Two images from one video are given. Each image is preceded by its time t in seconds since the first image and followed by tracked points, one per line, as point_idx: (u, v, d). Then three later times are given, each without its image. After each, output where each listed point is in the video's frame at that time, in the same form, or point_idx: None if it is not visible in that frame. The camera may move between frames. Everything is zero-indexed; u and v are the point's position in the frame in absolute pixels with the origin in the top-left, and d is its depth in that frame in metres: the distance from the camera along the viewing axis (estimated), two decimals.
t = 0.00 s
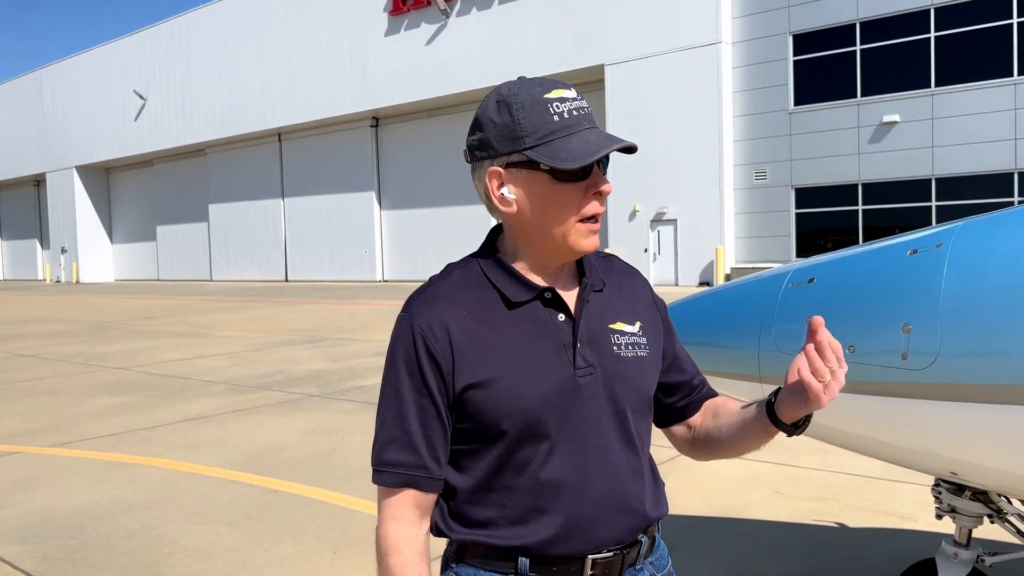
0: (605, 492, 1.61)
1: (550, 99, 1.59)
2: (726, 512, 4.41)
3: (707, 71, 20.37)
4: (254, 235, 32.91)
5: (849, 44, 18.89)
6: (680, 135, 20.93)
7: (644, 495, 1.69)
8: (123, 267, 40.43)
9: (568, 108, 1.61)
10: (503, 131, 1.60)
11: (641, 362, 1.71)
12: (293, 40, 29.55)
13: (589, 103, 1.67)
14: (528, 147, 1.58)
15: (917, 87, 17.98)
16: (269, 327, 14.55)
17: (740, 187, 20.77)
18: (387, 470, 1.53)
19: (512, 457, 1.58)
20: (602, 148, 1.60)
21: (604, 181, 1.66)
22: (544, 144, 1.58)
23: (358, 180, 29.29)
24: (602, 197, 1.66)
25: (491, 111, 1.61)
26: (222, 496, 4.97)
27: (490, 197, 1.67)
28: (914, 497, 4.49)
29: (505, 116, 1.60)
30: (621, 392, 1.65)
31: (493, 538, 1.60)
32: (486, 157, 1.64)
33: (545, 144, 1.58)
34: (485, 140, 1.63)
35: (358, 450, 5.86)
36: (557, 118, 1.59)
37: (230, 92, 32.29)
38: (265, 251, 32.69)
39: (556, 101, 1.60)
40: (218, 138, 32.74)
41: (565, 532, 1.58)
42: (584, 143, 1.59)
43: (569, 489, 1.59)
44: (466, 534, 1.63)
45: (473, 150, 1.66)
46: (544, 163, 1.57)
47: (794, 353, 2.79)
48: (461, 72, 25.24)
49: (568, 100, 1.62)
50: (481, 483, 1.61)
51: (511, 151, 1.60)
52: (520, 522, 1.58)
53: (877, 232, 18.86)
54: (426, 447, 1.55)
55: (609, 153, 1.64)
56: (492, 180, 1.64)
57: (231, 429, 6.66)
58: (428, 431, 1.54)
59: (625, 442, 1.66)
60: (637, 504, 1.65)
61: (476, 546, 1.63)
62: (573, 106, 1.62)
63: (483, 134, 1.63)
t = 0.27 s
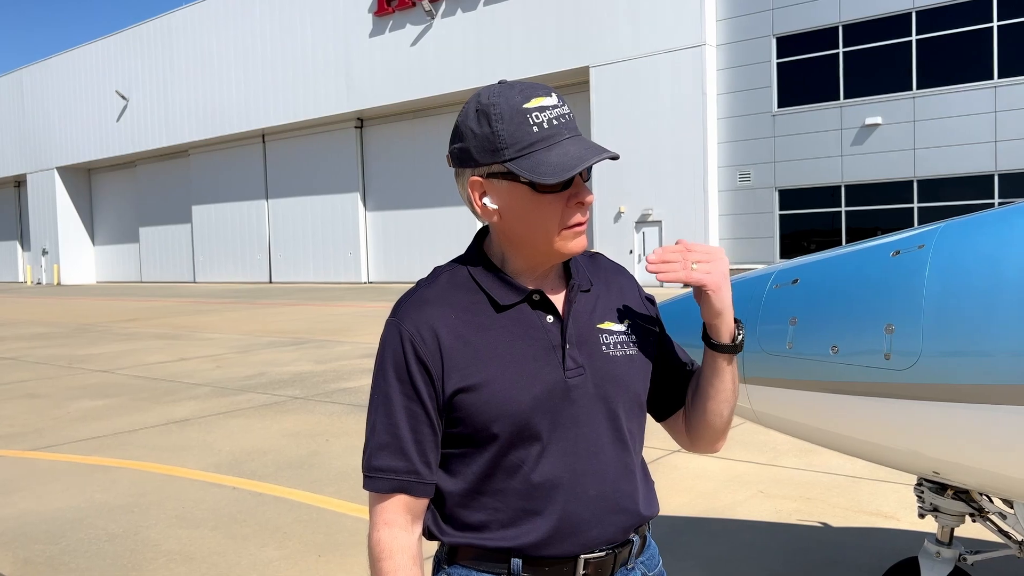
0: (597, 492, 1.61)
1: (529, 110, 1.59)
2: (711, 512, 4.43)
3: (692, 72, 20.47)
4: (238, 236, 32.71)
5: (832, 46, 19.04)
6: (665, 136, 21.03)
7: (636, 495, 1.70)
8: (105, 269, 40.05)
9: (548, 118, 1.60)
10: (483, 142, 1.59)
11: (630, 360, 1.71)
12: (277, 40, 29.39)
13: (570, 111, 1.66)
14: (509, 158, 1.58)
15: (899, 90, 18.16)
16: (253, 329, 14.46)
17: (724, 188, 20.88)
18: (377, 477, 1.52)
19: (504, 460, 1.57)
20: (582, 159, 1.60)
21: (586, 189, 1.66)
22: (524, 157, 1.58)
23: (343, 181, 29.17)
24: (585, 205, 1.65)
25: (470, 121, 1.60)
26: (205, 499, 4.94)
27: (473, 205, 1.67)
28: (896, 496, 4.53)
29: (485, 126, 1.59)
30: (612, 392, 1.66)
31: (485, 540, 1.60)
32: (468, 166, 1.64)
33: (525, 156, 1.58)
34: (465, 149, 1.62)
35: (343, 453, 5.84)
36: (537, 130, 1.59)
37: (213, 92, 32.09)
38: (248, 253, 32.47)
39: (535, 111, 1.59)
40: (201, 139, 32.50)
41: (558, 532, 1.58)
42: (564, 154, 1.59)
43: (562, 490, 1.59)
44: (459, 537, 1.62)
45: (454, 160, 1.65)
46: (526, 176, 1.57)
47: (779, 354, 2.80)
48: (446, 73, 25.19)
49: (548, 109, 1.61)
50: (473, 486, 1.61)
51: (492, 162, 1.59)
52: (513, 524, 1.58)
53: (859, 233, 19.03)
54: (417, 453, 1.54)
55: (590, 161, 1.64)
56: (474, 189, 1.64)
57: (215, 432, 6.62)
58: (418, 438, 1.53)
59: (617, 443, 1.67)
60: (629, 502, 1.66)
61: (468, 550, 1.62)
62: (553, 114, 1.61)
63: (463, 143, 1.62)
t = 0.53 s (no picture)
0: (593, 493, 1.62)
1: (496, 105, 1.58)
2: (702, 512, 4.45)
3: (682, 73, 20.53)
4: (227, 236, 32.58)
5: (821, 47, 19.12)
6: (655, 137, 21.09)
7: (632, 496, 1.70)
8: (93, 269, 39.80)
9: (517, 112, 1.59)
10: (456, 143, 1.62)
11: (624, 361, 1.71)
12: (267, 39, 29.29)
13: (546, 105, 1.63)
14: (478, 155, 1.58)
15: (888, 91, 18.28)
16: (243, 330, 14.39)
17: (714, 189, 20.95)
18: (361, 475, 1.52)
19: (498, 460, 1.58)
20: (542, 148, 1.57)
21: (559, 183, 1.62)
22: (490, 153, 1.57)
23: (334, 181, 29.10)
24: (557, 199, 1.61)
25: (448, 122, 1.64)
26: (195, 500, 4.92)
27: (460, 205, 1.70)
28: (885, 495, 4.57)
29: (457, 127, 1.62)
30: (607, 393, 1.66)
31: (478, 540, 1.60)
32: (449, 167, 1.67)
33: (492, 152, 1.58)
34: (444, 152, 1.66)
35: (334, 454, 5.82)
36: (503, 126, 1.58)
37: (202, 92, 31.93)
38: (238, 253, 32.33)
39: (503, 107, 1.59)
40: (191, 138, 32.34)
41: (553, 535, 1.58)
42: (527, 147, 1.57)
43: (556, 490, 1.59)
44: (453, 537, 1.62)
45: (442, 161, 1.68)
46: (489, 171, 1.57)
47: (770, 354, 2.81)
48: (436, 73, 25.15)
49: (516, 104, 1.59)
50: (467, 487, 1.60)
51: (465, 161, 1.61)
52: (507, 525, 1.59)
53: (848, 233, 19.13)
54: (404, 453, 1.54)
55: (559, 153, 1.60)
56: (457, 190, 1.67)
57: (205, 433, 6.59)
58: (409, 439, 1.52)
59: (612, 444, 1.67)
60: (623, 502, 1.66)
61: (461, 550, 1.63)
62: (522, 109, 1.60)
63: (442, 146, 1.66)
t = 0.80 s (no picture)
0: (590, 492, 1.61)
1: (469, 103, 1.64)
2: (702, 512, 4.45)
3: (682, 73, 20.53)
4: (227, 236, 32.52)
5: (821, 48, 19.12)
6: (655, 137, 21.09)
7: (632, 495, 1.68)
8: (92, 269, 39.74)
9: (487, 109, 1.63)
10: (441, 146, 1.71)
11: (622, 358, 1.70)
12: (266, 39, 29.27)
13: (520, 98, 1.64)
14: (455, 150, 1.64)
15: (888, 91, 18.28)
16: (242, 330, 14.38)
17: (714, 188, 20.94)
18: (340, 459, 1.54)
19: (494, 458, 1.58)
20: (498, 139, 1.60)
21: (526, 175, 1.63)
22: (463, 148, 1.63)
23: (333, 181, 29.08)
24: (522, 190, 1.62)
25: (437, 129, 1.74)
26: (196, 500, 4.92)
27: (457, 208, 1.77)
28: (885, 495, 4.57)
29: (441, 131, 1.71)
30: (604, 391, 1.65)
31: (474, 538, 1.61)
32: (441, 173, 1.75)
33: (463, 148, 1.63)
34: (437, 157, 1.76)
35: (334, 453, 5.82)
36: (474, 122, 1.64)
37: (202, 92, 31.91)
38: (237, 253, 32.28)
39: (475, 103, 1.64)
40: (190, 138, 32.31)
41: (549, 533, 1.57)
42: (490, 139, 1.60)
43: (551, 488, 1.58)
44: (452, 535, 1.62)
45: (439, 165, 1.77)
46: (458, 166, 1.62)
47: (769, 353, 2.82)
48: (436, 73, 25.13)
49: (488, 100, 1.64)
50: (465, 485, 1.61)
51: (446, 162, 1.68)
52: (503, 523, 1.59)
53: (848, 233, 19.13)
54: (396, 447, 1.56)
55: (526, 144, 1.62)
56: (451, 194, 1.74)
57: (205, 432, 6.59)
58: (401, 431, 1.54)
59: (609, 445, 1.66)
60: (621, 504, 1.64)
61: (457, 547, 1.63)
62: (495, 104, 1.63)
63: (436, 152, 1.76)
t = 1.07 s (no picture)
0: (592, 495, 1.60)
1: (466, 103, 1.65)
2: (711, 514, 4.43)
3: (691, 73, 20.49)
4: (236, 237, 32.64)
5: (830, 49, 19.06)
6: (663, 138, 21.05)
7: (634, 498, 1.68)
8: (102, 270, 39.96)
9: (483, 109, 1.64)
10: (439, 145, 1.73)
11: (625, 363, 1.70)
12: (275, 41, 29.38)
13: (517, 100, 1.65)
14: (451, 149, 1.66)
15: (898, 92, 18.20)
16: (251, 330, 14.44)
17: (723, 190, 20.90)
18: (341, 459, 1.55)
19: (495, 462, 1.58)
20: (486, 140, 1.61)
21: (516, 174, 1.65)
22: (458, 148, 1.65)
23: (342, 183, 29.16)
24: (512, 189, 1.64)
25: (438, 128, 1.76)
26: (205, 500, 4.93)
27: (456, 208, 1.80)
28: (896, 499, 4.54)
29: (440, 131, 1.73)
30: (606, 395, 1.65)
31: (477, 541, 1.60)
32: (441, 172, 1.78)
33: (458, 147, 1.65)
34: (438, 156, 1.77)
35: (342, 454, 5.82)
36: (470, 122, 1.65)
37: (212, 94, 32.05)
38: (246, 254, 32.39)
39: (472, 104, 1.65)
40: (200, 140, 32.44)
41: (551, 536, 1.57)
42: (482, 140, 1.62)
43: (553, 491, 1.58)
44: (456, 538, 1.63)
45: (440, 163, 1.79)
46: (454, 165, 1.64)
47: (779, 355, 2.81)
48: (444, 75, 25.16)
49: (485, 101, 1.65)
50: (467, 487, 1.61)
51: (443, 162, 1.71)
52: (505, 525, 1.58)
53: (858, 234, 19.05)
54: (397, 449, 1.56)
55: (518, 142, 1.63)
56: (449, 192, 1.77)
57: (214, 433, 6.62)
58: (404, 436, 1.56)
59: (612, 448, 1.66)
60: (623, 508, 1.64)
61: (462, 550, 1.63)
62: (490, 105, 1.64)
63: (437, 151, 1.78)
